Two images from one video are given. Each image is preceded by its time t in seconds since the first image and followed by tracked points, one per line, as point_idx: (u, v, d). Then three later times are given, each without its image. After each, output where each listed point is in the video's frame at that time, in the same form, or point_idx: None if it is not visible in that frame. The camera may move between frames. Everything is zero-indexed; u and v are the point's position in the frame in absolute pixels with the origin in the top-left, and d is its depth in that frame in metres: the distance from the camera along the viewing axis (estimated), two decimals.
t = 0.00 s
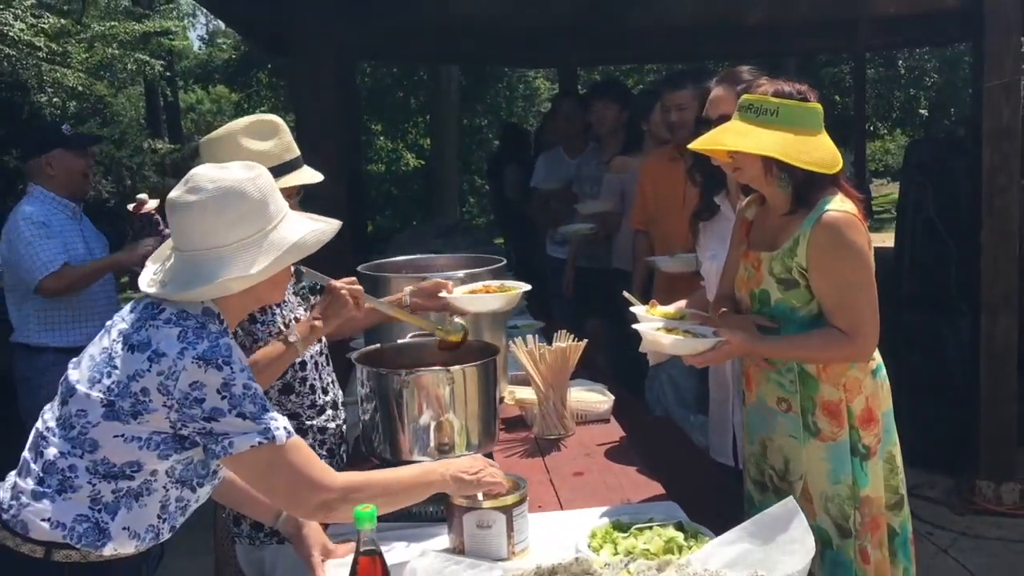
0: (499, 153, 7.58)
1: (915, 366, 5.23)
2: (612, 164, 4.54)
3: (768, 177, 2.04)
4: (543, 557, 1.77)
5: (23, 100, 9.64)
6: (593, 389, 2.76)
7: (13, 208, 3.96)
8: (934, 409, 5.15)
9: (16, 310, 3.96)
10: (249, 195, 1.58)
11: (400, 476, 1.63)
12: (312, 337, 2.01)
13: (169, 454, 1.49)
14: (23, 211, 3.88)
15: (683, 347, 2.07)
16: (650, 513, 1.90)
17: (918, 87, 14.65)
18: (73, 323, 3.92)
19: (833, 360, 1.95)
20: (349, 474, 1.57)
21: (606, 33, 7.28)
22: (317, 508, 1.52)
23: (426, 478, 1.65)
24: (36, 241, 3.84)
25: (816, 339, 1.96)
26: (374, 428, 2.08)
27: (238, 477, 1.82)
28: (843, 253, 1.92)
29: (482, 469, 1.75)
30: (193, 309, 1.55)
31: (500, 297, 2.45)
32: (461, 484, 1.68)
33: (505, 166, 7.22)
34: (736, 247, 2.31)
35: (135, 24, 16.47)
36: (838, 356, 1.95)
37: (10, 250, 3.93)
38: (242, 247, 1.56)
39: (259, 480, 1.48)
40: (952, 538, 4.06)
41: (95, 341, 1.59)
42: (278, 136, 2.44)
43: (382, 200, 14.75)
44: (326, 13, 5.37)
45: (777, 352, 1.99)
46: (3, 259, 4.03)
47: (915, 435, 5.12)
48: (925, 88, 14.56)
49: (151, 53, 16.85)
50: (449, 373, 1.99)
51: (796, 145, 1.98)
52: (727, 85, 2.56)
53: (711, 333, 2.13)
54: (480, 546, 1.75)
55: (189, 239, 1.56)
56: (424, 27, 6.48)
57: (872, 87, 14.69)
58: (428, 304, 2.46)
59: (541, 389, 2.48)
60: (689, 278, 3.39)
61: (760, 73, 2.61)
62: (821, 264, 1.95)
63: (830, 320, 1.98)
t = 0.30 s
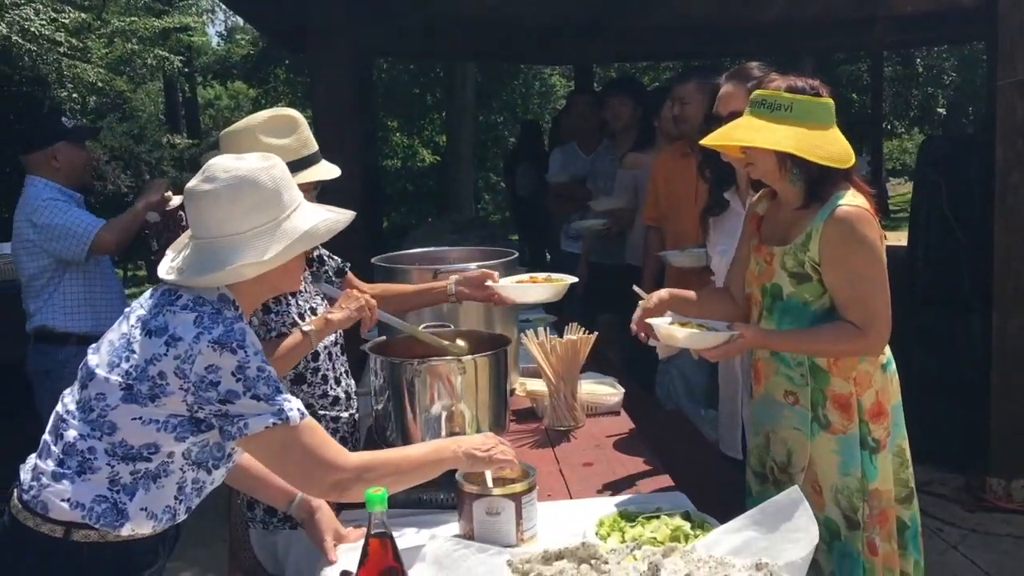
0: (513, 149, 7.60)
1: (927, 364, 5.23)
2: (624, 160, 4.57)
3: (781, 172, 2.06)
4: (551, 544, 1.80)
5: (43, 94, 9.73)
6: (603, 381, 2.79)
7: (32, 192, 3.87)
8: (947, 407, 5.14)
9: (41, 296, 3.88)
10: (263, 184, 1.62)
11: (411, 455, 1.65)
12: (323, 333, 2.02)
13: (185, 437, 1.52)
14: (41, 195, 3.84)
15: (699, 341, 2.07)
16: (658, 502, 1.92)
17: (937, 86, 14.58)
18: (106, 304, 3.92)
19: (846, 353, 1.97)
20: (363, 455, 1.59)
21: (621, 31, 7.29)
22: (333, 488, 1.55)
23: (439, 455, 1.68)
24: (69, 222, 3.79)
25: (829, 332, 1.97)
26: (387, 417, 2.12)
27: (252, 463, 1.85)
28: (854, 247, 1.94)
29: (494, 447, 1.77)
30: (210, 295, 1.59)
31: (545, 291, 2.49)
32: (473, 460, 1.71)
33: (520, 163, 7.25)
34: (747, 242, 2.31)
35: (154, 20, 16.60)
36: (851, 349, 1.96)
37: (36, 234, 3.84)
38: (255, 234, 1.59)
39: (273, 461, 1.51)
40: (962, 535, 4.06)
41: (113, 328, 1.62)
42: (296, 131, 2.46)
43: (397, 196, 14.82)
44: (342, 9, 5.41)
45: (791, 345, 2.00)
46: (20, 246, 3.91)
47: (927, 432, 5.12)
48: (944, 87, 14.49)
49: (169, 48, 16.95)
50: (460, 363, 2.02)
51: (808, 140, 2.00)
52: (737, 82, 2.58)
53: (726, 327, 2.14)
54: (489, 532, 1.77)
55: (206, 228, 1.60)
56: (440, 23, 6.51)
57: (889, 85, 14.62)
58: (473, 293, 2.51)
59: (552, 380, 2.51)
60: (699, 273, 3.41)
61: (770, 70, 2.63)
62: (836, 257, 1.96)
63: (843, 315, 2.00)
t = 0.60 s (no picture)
0: (540, 146, 7.62)
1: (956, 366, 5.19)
2: (651, 157, 4.57)
3: (818, 172, 2.05)
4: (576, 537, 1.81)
5: (75, 86, 9.87)
6: (629, 377, 2.79)
7: (65, 181, 3.83)
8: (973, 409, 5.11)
9: (76, 286, 3.89)
10: (293, 176, 1.64)
11: (437, 439, 1.67)
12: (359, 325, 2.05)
13: (216, 423, 1.55)
14: (74, 183, 3.84)
15: (729, 339, 2.05)
16: (682, 498, 1.92)
17: (969, 86, 14.43)
18: (141, 290, 4.02)
19: (878, 353, 1.96)
20: (390, 440, 1.61)
21: (650, 28, 7.28)
22: (362, 474, 1.57)
23: (466, 438, 1.69)
24: (111, 210, 3.82)
25: (861, 331, 1.97)
26: (413, 410, 2.14)
27: (282, 452, 1.86)
28: (887, 245, 1.94)
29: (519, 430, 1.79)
30: (240, 285, 1.61)
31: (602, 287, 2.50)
32: (499, 443, 1.73)
33: (546, 160, 7.26)
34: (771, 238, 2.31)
35: (185, 14, 16.77)
36: (882, 349, 1.96)
37: (72, 222, 3.83)
38: (284, 225, 1.61)
39: (304, 448, 1.53)
40: (988, 538, 4.03)
41: (147, 316, 1.65)
42: (344, 131, 2.43)
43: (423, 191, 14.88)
44: (371, 5, 5.45)
45: (823, 344, 1.99)
46: (50, 235, 3.87)
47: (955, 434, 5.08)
48: (976, 87, 14.34)
49: (200, 42, 17.13)
50: (485, 357, 2.04)
51: (845, 140, 1.99)
52: (765, 80, 2.58)
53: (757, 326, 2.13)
54: (513, 524, 1.79)
55: (237, 219, 1.62)
56: (469, 19, 6.53)
57: (920, 85, 14.48)
58: (520, 288, 2.51)
59: (577, 375, 2.51)
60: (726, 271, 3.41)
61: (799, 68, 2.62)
62: (870, 255, 1.96)
63: (876, 314, 1.99)
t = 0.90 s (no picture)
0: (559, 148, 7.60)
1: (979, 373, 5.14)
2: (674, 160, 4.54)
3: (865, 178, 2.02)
4: (606, 543, 1.80)
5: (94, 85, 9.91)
6: (654, 382, 2.77)
7: (85, 182, 3.82)
8: (993, 413, 5.10)
9: (96, 287, 3.90)
10: (324, 176, 1.62)
11: (465, 438, 1.65)
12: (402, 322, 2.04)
13: (247, 424, 1.54)
14: (94, 185, 3.82)
15: (774, 345, 1.99)
16: (712, 506, 1.90)
17: (991, 89, 14.32)
18: (160, 293, 4.03)
19: (921, 361, 1.94)
20: (420, 439, 1.60)
21: (671, 29, 7.25)
22: (393, 473, 1.55)
23: (497, 436, 1.68)
24: (131, 213, 3.81)
25: (903, 339, 1.95)
26: (440, 413, 2.13)
27: (311, 454, 1.83)
28: (930, 251, 1.91)
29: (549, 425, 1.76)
30: (270, 285, 1.59)
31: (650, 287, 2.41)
32: (531, 438, 1.70)
33: (565, 161, 7.24)
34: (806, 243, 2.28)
35: (204, 13, 16.83)
36: (927, 357, 1.93)
37: (91, 225, 3.82)
38: (314, 226, 1.59)
39: (338, 448, 1.52)
40: (1013, 547, 3.99)
41: (177, 317, 1.65)
42: (390, 135, 2.39)
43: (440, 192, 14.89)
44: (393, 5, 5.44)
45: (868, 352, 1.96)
46: (70, 236, 3.87)
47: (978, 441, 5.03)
48: (997, 91, 14.23)
49: (219, 41, 17.19)
50: (514, 360, 2.02)
51: (895, 146, 1.96)
52: (798, 83, 2.57)
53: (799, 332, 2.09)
54: (543, 530, 1.77)
55: (267, 217, 1.60)
56: (489, 19, 6.52)
57: (940, 89, 14.37)
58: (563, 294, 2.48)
59: (603, 380, 2.49)
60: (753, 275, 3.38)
61: (832, 71, 2.60)
62: (914, 263, 1.93)
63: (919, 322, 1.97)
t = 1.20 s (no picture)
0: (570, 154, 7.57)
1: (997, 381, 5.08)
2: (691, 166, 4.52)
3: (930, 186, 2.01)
4: (639, 556, 1.77)
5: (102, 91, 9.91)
6: (678, 390, 2.74)
7: (95, 193, 3.82)
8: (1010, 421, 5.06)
9: (105, 300, 3.88)
10: (353, 182, 1.59)
11: (505, 447, 1.63)
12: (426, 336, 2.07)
13: (279, 434, 1.52)
14: (103, 196, 3.82)
15: (845, 358, 1.91)
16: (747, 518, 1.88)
17: (1000, 94, 14.28)
18: (169, 303, 3.97)
19: (984, 372, 1.92)
20: (455, 447, 1.57)
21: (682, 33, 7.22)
22: (428, 483, 1.53)
23: (531, 443, 1.65)
24: (136, 225, 3.79)
25: (967, 351, 1.92)
26: (468, 423, 2.10)
27: (340, 464, 1.80)
28: (993, 259, 1.91)
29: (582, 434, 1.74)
30: (301, 293, 1.57)
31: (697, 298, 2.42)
32: (565, 446, 1.68)
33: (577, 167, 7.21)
34: (846, 252, 2.24)
35: (211, 18, 16.85)
36: (991, 367, 1.92)
37: (98, 236, 3.82)
38: (344, 233, 1.57)
39: (374, 457, 1.50)
40: None
41: (207, 325, 1.62)
42: (431, 143, 2.27)
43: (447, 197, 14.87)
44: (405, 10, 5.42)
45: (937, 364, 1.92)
46: (79, 248, 3.86)
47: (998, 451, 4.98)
48: (1007, 95, 14.20)
49: (226, 47, 17.19)
50: (543, 369, 2.00)
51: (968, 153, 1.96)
52: (828, 88, 2.58)
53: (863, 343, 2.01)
54: (575, 542, 1.75)
55: (297, 225, 1.58)
56: (501, 24, 6.50)
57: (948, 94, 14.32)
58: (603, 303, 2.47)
59: (629, 388, 2.46)
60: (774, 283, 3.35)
61: (864, 77, 2.59)
62: (976, 271, 1.93)
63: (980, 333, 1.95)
